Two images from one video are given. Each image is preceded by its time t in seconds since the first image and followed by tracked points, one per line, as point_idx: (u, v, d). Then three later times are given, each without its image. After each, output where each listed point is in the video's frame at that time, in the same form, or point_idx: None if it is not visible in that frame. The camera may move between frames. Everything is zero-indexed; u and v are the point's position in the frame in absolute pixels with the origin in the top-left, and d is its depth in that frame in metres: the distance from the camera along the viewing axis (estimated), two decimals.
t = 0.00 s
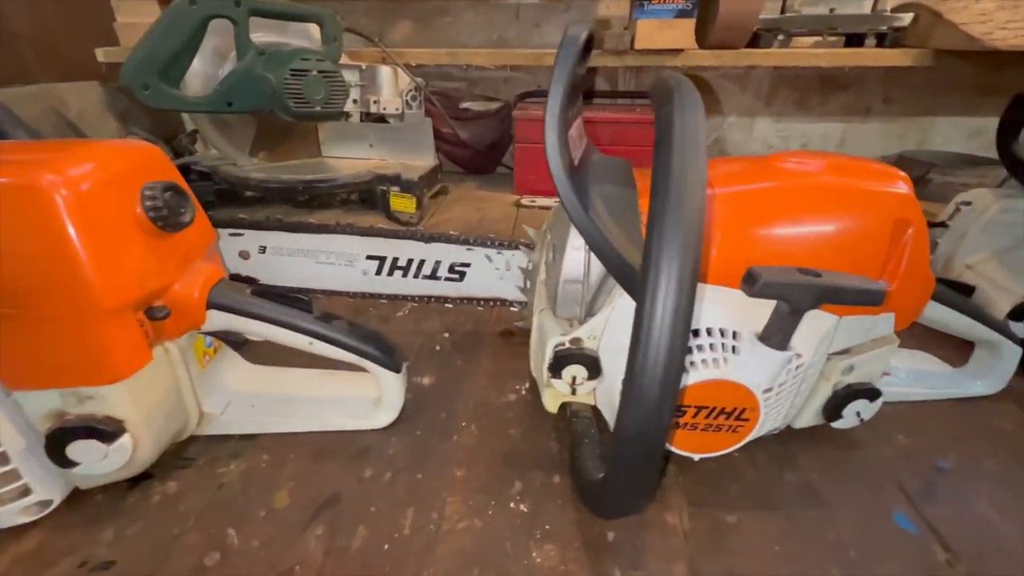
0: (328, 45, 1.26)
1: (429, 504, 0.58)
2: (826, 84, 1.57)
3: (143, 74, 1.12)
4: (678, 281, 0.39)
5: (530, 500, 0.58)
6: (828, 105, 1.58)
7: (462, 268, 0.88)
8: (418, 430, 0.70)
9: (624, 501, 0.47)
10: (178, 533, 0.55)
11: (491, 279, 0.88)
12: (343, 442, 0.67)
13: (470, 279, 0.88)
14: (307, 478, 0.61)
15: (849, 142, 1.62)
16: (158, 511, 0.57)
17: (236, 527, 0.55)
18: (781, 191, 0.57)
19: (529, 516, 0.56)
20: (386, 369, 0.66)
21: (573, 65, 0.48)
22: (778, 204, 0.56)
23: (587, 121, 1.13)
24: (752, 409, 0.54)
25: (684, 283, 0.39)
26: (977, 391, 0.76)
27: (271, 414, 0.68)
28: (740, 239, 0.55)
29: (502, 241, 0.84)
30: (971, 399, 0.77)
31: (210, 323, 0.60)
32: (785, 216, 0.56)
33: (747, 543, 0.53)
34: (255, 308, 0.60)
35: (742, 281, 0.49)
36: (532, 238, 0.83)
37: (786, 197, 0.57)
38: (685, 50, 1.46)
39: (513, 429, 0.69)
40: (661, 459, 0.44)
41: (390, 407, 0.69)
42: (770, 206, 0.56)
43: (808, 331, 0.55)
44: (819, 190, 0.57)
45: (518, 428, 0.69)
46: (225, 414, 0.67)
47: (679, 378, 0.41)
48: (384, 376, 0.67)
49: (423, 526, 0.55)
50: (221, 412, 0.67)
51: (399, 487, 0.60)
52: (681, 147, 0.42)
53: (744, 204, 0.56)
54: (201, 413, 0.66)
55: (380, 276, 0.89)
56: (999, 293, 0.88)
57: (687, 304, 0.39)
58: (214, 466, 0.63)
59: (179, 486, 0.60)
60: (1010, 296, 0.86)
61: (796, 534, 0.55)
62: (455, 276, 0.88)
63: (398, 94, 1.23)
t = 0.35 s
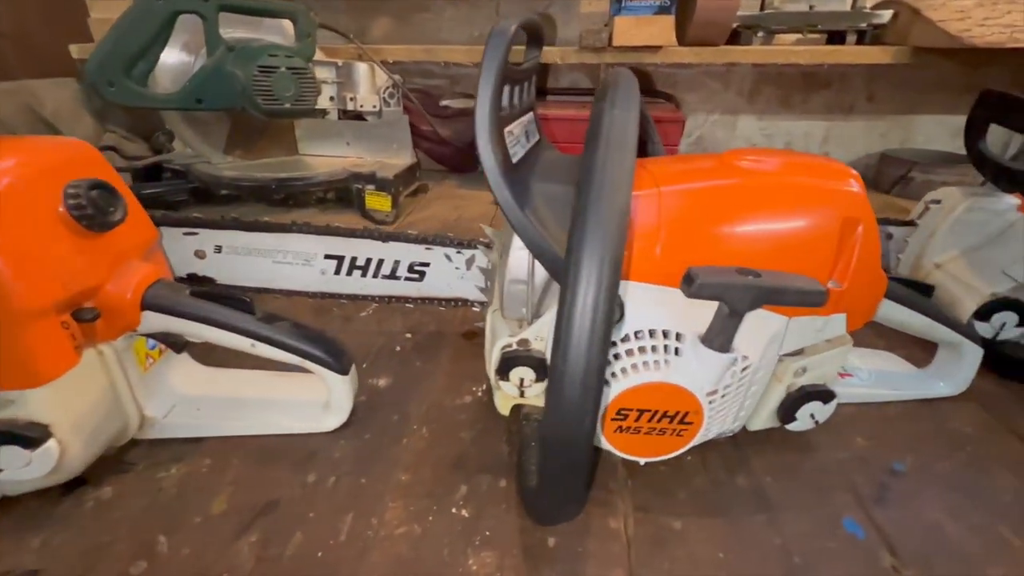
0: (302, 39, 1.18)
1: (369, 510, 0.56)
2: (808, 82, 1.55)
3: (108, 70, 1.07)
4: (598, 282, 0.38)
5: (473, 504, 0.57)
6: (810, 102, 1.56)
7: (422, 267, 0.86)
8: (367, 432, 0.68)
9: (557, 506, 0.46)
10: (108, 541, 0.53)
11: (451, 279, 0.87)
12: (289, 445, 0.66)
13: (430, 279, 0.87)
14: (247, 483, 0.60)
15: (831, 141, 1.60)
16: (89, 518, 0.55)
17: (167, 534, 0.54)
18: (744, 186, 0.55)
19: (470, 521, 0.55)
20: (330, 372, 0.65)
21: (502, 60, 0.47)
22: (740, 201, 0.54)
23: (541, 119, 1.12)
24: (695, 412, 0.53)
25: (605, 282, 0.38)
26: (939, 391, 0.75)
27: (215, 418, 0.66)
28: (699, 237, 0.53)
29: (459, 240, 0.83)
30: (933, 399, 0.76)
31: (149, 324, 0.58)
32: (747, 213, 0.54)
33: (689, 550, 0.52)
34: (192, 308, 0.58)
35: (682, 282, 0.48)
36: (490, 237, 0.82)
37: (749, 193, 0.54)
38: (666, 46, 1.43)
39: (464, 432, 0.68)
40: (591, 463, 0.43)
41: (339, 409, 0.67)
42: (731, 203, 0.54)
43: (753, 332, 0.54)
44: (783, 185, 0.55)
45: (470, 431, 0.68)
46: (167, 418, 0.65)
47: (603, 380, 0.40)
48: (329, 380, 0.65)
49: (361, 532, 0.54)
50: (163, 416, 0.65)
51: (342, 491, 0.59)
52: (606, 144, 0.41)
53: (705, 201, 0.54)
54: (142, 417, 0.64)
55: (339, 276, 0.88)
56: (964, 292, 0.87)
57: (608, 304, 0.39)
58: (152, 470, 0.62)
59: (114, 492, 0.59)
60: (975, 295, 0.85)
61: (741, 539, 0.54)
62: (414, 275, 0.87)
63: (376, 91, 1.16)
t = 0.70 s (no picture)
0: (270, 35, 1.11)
1: (296, 521, 0.54)
2: (789, 79, 1.52)
3: (65, 66, 0.96)
4: (503, 287, 0.36)
5: (404, 515, 0.55)
6: (791, 101, 1.53)
7: (374, 268, 0.84)
8: (306, 439, 0.66)
9: (474, 520, 0.43)
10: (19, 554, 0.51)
11: (404, 280, 0.85)
12: (222, 453, 0.63)
13: (382, 280, 0.85)
14: (173, 492, 0.58)
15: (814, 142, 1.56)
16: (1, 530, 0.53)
17: (80, 548, 0.51)
18: (698, 184, 0.53)
19: (399, 533, 0.53)
20: (266, 378, 0.62)
21: (418, 53, 0.45)
22: (692, 199, 0.52)
23: (489, 115, 1.07)
24: (629, 419, 0.51)
25: (510, 286, 0.36)
26: (897, 395, 0.74)
27: (147, 424, 0.64)
28: (651, 237, 0.51)
29: (411, 240, 0.81)
30: (892, 403, 0.74)
31: (68, 328, 0.57)
32: (699, 211, 0.52)
33: (622, 562, 0.51)
34: (115, 311, 0.57)
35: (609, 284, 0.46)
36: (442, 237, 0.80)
37: (703, 192, 0.52)
38: (638, 43, 1.35)
39: (406, 439, 0.66)
40: (505, 475, 0.41)
41: (277, 415, 0.65)
42: (684, 201, 0.52)
43: (689, 337, 0.52)
44: (737, 183, 0.53)
45: (412, 437, 0.66)
46: (95, 424, 0.63)
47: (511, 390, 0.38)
48: (264, 385, 0.63)
49: (284, 544, 0.52)
50: (91, 422, 0.62)
51: (270, 501, 0.57)
52: (516, 140, 0.39)
53: (658, 199, 0.52)
54: (68, 423, 0.62)
55: (290, 277, 0.86)
56: (927, 294, 0.85)
57: (513, 307, 0.37)
58: (76, 479, 0.59)
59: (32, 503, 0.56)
60: (937, 296, 0.83)
61: (678, 550, 0.52)
62: (366, 277, 0.85)
63: (349, 88, 1.11)
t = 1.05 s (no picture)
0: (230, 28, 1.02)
1: (206, 532, 0.51)
2: (765, 76, 1.50)
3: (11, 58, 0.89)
4: (386, 283, 0.34)
5: (321, 524, 0.52)
6: (767, 97, 1.51)
7: (315, 265, 0.82)
8: (232, 444, 0.63)
9: (374, 531, 0.41)
10: None
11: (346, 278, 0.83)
12: (141, 459, 0.60)
13: (324, 278, 0.83)
14: (82, 502, 0.55)
15: (791, 138, 1.54)
16: None
17: None
18: (634, 177, 0.51)
19: (313, 544, 0.50)
20: (186, 381, 0.59)
21: (314, 36, 0.42)
22: (628, 192, 0.50)
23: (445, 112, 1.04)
24: (552, 422, 0.49)
25: (391, 284, 0.34)
26: (851, 394, 0.72)
27: (61, 431, 0.60)
28: (582, 231, 0.49)
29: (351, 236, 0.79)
30: (847, 403, 0.72)
31: None
32: (635, 206, 0.50)
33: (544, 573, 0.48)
34: (15, 313, 0.54)
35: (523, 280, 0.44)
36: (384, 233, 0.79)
37: (638, 185, 0.51)
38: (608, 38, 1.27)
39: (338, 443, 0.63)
40: (402, 482, 0.39)
41: (202, 420, 0.62)
42: (619, 195, 0.50)
43: (617, 336, 0.50)
44: (674, 176, 0.51)
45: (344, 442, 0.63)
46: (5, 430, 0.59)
47: (400, 393, 0.35)
48: (185, 388, 0.60)
49: (190, 557, 0.49)
50: None
51: (183, 510, 0.54)
52: (405, 127, 0.37)
53: (593, 193, 0.50)
54: None
55: (229, 276, 0.83)
56: (884, 291, 0.83)
57: (397, 305, 0.34)
58: None
59: None
60: (895, 294, 0.81)
61: (605, 560, 0.50)
62: (308, 275, 0.82)
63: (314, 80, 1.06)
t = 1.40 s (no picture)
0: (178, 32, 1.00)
1: (87, 562, 0.49)
2: (731, 77, 1.48)
3: None
4: (223, 299, 0.32)
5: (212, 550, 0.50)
6: (734, 99, 1.49)
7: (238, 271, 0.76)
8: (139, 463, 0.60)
9: (239, 562, 0.38)
10: None
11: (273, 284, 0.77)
12: (37, 480, 0.57)
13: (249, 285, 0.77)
14: None
15: (759, 139, 1.53)
16: None
17: None
18: (542, 182, 0.48)
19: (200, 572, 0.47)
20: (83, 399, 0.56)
21: (171, 33, 0.39)
22: (539, 197, 0.48)
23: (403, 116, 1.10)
24: (448, 439, 0.46)
25: (231, 300, 0.32)
26: (789, 402, 0.70)
27: None
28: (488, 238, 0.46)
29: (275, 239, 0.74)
30: (786, 413, 0.70)
31: None
32: (545, 210, 0.47)
33: None
34: None
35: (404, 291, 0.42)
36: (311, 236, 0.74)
37: (549, 190, 0.48)
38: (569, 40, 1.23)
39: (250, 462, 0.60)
40: (262, 509, 0.36)
41: (103, 439, 0.58)
42: (529, 200, 0.48)
43: (516, 349, 0.47)
44: (588, 180, 0.49)
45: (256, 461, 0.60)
46: None
47: (248, 413, 0.33)
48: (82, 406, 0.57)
49: None
50: None
51: (69, 537, 0.51)
52: (255, 131, 0.35)
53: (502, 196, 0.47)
54: None
55: (150, 285, 0.78)
56: (827, 294, 0.81)
57: (239, 321, 0.32)
58: None
59: None
60: (837, 296, 0.79)
61: None
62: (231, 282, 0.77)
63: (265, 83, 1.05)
